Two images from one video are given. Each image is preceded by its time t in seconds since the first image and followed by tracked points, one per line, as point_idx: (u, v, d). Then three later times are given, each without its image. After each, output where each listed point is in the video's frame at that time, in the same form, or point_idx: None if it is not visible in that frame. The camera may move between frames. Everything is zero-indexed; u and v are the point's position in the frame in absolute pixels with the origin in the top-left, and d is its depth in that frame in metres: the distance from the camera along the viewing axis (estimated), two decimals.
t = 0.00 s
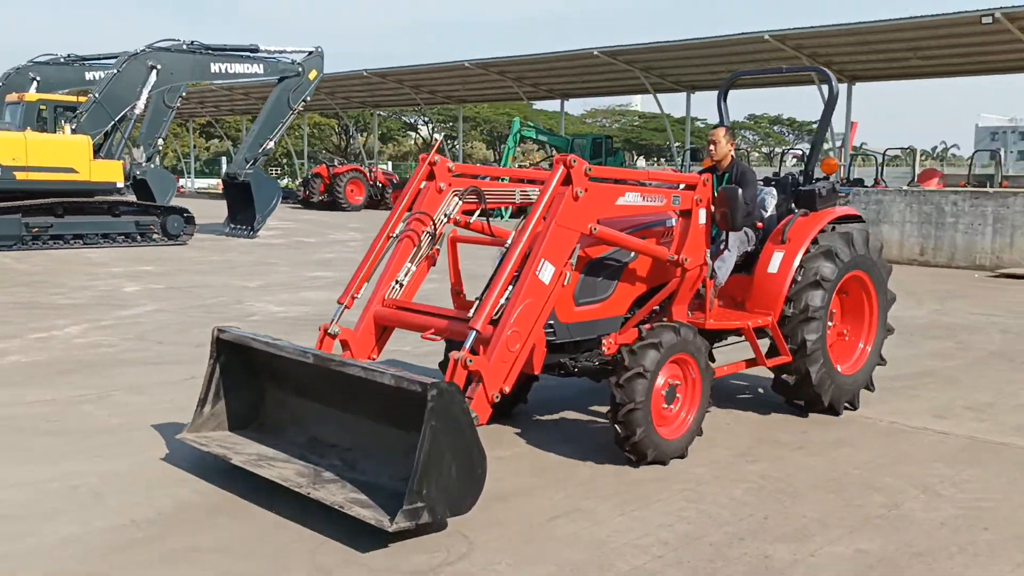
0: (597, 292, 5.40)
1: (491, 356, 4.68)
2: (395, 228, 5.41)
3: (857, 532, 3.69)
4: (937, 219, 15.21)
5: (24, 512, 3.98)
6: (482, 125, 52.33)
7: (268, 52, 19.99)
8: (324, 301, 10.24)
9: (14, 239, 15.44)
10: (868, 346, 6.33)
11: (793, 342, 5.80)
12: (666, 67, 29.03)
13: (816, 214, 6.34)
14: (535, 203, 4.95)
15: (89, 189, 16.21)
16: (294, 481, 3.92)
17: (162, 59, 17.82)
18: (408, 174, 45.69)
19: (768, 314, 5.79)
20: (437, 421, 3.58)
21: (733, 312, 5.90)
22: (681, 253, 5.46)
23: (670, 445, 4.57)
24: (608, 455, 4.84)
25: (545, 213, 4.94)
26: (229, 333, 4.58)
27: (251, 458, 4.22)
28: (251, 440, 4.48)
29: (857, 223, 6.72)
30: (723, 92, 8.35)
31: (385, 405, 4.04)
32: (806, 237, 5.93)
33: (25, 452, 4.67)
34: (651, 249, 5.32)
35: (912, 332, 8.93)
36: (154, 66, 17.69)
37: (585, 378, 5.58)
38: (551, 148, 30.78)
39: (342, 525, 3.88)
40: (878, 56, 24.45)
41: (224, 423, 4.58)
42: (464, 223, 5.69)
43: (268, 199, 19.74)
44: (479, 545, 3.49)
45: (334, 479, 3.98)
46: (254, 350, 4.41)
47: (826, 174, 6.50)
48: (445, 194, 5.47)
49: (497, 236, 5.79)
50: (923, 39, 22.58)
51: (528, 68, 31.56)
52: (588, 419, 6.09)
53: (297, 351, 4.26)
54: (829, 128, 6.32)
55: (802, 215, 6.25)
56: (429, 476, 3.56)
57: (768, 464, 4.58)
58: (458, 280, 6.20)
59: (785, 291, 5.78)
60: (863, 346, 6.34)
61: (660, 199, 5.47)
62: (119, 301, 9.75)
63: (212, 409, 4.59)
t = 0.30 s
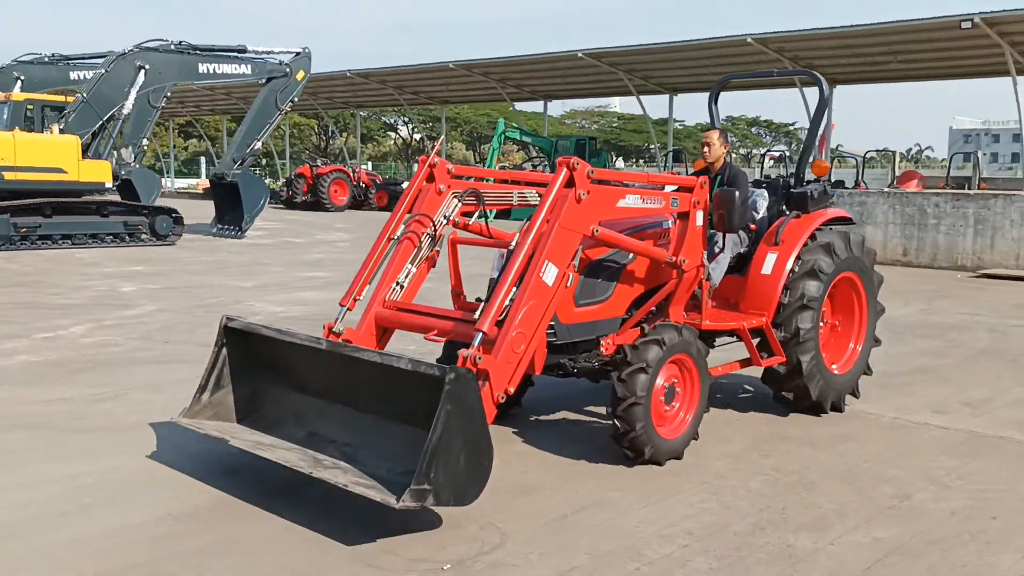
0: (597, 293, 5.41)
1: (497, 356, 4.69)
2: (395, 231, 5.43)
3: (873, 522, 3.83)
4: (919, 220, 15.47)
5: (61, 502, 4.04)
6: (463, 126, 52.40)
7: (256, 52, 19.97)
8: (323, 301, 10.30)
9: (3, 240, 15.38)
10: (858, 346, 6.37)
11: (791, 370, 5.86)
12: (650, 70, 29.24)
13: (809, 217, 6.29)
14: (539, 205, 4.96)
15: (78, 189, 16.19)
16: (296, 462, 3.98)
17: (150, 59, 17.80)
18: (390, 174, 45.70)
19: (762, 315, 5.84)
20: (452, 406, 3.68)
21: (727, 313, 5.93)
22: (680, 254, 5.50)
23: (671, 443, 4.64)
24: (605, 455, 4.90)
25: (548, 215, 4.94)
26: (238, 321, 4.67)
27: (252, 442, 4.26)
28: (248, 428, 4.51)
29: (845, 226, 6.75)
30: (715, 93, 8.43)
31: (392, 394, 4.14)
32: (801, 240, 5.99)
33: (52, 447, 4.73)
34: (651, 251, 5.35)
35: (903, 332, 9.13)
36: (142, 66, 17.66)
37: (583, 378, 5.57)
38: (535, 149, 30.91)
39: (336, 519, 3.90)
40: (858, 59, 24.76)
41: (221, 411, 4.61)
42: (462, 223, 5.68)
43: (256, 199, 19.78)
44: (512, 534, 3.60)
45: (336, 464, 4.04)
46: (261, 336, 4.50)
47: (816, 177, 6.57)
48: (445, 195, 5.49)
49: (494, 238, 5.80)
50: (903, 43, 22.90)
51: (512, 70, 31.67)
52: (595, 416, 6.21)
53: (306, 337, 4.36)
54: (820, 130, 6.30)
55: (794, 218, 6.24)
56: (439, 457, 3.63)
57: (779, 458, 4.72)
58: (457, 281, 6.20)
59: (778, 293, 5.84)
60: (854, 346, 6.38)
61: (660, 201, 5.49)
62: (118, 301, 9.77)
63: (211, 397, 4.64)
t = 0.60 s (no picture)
0: (593, 292, 5.46)
1: (496, 357, 4.68)
2: (392, 231, 5.39)
3: (884, 510, 3.95)
4: (901, 220, 15.72)
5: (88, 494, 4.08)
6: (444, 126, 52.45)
7: (241, 51, 19.92)
8: (318, 301, 10.34)
9: None
10: (848, 344, 6.44)
11: (791, 392, 5.97)
12: (632, 70, 29.44)
13: (799, 216, 6.31)
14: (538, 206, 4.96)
15: (64, 187, 16.08)
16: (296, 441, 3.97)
17: (136, 58, 17.74)
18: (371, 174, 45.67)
19: (755, 314, 5.86)
20: (463, 388, 3.75)
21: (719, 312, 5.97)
22: (675, 254, 5.53)
23: (671, 441, 4.65)
24: (602, 454, 4.91)
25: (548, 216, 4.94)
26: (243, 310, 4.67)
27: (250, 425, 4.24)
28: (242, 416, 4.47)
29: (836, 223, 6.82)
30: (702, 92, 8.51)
31: (396, 387, 4.15)
32: (791, 238, 6.00)
33: (69, 442, 4.76)
34: (646, 250, 5.37)
35: (892, 329, 9.32)
36: (128, 65, 17.60)
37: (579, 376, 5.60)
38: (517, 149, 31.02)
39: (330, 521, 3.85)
40: (838, 60, 25.08)
41: (213, 399, 4.55)
42: (458, 222, 5.65)
43: (242, 198, 19.77)
44: (537, 523, 3.68)
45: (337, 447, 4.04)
46: (266, 323, 4.48)
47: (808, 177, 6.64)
48: (441, 195, 5.44)
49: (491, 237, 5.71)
50: (883, 45, 23.24)
51: (495, 70, 31.77)
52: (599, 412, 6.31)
53: (315, 325, 4.37)
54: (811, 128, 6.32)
55: (785, 216, 6.26)
56: (443, 443, 3.67)
57: (787, 449, 4.84)
58: (453, 279, 6.17)
59: (772, 290, 5.86)
60: (844, 344, 6.45)
61: (656, 201, 5.50)
62: (114, 300, 9.76)
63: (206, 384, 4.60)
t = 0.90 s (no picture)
0: (595, 293, 5.53)
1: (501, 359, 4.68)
2: (396, 232, 5.45)
3: (893, 499, 4.11)
4: (892, 221, 15.95)
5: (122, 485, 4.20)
6: (433, 126, 52.55)
7: (237, 52, 19.96)
8: (322, 301, 10.45)
9: None
10: (843, 342, 6.59)
11: (797, 401, 6.14)
12: (624, 72, 29.62)
13: (795, 216, 6.41)
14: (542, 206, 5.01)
15: (61, 187, 16.11)
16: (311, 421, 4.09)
17: (133, 58, 17.78)
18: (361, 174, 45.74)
19: (751, 313, 5.97)
20: (479, 372, 3.87)
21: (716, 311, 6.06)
22: (674, 254, 5.65)
23: (672, 440, 4.72)
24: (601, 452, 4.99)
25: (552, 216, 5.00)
26: (258, 300, 4.80)
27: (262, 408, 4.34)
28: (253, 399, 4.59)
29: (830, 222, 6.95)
30: (699, 95, 8.63)
31: (406, 378, 4.27)
32: (788, 238, 6.12)
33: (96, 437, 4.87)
34: (646, 251, 5.47)
35: (887, 327, 9.53)
36: (124, 65, 17.63)
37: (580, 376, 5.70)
38: (509, 149, 31.16)
39: (332, 517, 3.94)
40: (827, 62, 25.34)
41: (220, 382, 4.65)
42: (459, 224, 5.72)
43: (238, 197, 19.84)
44: (561, 513, 3.83)
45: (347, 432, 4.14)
46: (282, 311, 4.61)
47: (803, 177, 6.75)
48: (443, 196, 5.50)
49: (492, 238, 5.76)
50: (872, 48, 23.50)
51: (487, 71, 31.91)
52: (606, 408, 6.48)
53: (332, 313, 4.50)
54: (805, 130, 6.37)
55: (781, 217, 6.36)
56: (454, 424, 3.79)
57: (795, 442, 5.02)
58: (456, 281, 6.26)
59: (768, 290, 5.99)
60: (838, 342, 6.59)
61: (655, 202, 5.59)
62: (119, 299, 9.85)
63: (215, 369, 4.69)
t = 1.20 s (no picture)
0: (593, 290, 5.52)
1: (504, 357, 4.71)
2: (397, 231, 5.43)
3: (895, 487, 4.27)
4: (880, 220, 16.17)
5: (151, 474, 4.31)
6: (421, 125, 52.62)
7: (229, 51, 19.98)
8: (322, 299, 10.56)
9: None
10: (835, 340, 6.68)
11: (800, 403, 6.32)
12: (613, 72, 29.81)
13: (787, 215, 6.54)
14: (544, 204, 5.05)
15: (55, 186, 16.12)
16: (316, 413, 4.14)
17: (126, 58, 17.80)
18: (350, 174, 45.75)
19: (746, 311, 6.02)
20: (487, 364, 3.94)
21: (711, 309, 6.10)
22: (672, 252, 5.67)
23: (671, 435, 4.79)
24: (600, 447, 5.04)
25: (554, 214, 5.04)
26: (264, 296, 4.87)
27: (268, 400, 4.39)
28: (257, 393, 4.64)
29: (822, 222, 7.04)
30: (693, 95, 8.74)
31: (413, 371, 4.35)
32: (781, 237, 6.17)
33: (118, 429, 4.97)
34: (645, 249, 5.48)
35: (878, 324, 9.73)
36: (117, 64, 17.65)
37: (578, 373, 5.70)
38: (498, 149, 31.29)
39: (340, 506, 3.96)
40: (814, 63, 25.59)
41: (224, 377, 4.69)
42: (458, 223, 5.72)
43: (231, 197, 19.84)
44: (580, 501, 3.96)
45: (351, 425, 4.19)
46: (289, 306, 4.67)
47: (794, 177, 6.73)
48: (444, 195, 5.51)
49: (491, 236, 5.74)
50: (859, 50, 23.79)
51: (476, 71, 32.03)
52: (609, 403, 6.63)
53: (340, 308, 4.56)
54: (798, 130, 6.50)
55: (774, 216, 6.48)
56: (463, 415, 3.84)
57: (798, 434, 5.18)
58: (457, 278, 6.30)
59: (762, 288, 6.04)
60: (830, 340, 6.67)
61: (653, 201, 5.61)
62: (121, 297, 9.93)
63: (219, 363, 4.74)
